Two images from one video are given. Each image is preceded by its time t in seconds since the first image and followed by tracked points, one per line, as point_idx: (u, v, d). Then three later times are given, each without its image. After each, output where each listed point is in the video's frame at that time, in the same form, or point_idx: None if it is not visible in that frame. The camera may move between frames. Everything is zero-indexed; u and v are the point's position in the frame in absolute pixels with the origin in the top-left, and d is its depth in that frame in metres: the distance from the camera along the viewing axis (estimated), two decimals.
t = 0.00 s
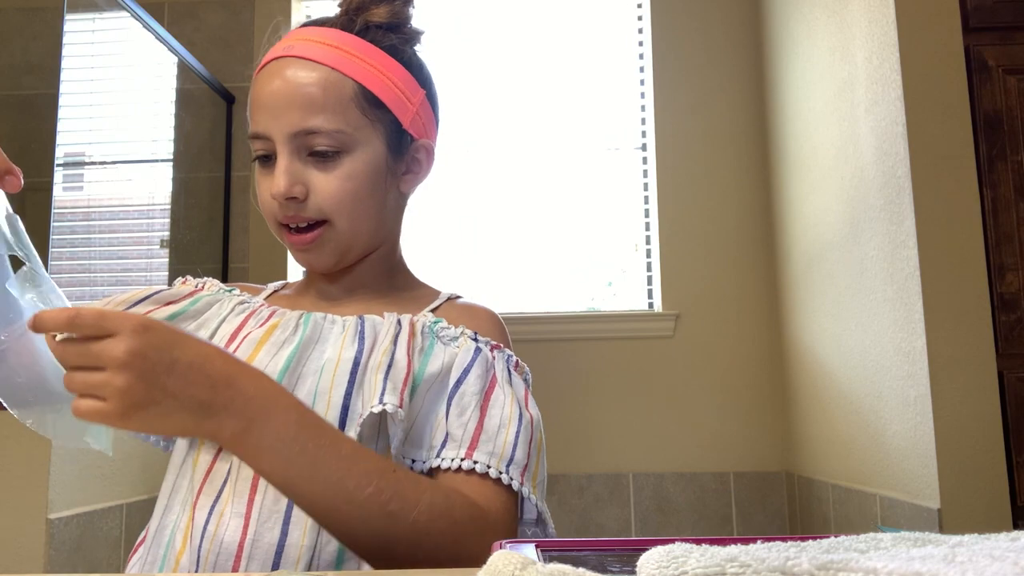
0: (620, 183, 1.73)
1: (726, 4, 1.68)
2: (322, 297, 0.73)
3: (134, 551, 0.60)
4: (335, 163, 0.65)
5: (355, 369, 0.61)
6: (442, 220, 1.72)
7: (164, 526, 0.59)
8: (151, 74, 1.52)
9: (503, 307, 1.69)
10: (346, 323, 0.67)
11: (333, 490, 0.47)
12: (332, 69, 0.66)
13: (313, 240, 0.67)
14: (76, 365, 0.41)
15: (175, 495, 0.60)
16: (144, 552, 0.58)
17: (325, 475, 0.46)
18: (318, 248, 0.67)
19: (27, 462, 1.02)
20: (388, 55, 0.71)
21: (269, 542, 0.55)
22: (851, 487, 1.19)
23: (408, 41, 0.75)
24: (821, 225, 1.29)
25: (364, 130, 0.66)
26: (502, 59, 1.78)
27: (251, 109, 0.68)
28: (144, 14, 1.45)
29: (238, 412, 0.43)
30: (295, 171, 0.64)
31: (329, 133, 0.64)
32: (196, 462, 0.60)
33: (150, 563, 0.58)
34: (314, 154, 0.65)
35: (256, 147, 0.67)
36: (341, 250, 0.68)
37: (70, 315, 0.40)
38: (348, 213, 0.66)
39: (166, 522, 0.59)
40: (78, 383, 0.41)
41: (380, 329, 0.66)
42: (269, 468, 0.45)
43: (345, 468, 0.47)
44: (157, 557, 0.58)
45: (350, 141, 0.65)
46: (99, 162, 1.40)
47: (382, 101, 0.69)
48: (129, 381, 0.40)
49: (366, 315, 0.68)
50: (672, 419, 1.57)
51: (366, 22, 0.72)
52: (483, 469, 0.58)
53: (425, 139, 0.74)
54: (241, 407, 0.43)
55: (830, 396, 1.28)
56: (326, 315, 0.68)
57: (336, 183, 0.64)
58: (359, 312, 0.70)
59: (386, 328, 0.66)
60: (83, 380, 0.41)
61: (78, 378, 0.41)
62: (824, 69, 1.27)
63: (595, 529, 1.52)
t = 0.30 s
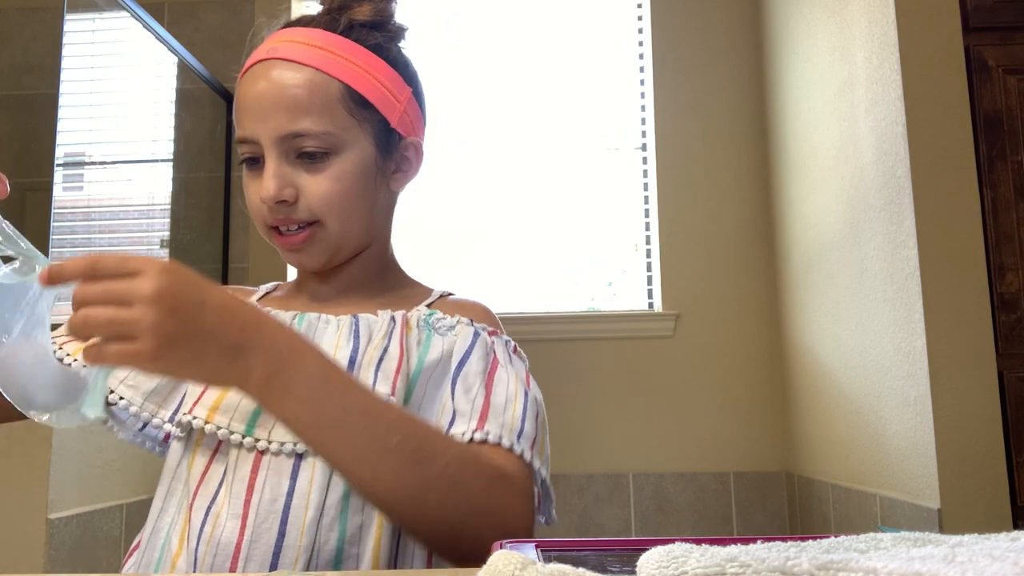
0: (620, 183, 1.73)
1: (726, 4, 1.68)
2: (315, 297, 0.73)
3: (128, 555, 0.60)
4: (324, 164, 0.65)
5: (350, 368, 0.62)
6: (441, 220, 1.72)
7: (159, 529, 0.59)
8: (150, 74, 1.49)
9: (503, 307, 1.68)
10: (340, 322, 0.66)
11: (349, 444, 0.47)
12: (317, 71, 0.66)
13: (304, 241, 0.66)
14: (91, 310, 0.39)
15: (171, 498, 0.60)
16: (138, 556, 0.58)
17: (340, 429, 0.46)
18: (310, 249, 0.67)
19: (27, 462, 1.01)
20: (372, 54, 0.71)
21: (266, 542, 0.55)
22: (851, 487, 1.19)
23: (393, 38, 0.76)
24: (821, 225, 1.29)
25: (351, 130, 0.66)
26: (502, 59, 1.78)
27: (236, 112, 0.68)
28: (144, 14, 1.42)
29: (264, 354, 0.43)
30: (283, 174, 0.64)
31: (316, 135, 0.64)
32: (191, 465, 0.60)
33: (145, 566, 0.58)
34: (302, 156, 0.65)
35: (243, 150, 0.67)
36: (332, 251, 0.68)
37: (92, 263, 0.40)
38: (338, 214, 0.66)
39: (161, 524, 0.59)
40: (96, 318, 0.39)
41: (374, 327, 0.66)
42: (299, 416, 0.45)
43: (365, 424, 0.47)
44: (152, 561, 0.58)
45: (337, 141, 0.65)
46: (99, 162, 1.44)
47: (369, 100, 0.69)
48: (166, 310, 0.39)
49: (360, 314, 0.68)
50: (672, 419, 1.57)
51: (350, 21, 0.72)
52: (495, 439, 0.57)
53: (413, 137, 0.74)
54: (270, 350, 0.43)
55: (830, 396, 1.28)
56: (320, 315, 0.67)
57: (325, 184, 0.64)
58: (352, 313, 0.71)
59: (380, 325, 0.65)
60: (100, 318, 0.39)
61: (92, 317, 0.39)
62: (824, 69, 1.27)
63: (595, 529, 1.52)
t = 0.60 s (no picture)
0: (620, 183, 1.73)
1: (726, 4, 1.68)
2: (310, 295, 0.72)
3: (123, 559, 0.60)
4: (326, 158, 0.65)
5: (350, 361, 0.62)
6: (442, 220, 1.72)
7: (155, 531, 0.59)
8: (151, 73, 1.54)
9: (504, 307, 1.68)
10: (336, 319, 0.67)
11: (404, 326, 0.47)
12: (320, 67, 0.66)
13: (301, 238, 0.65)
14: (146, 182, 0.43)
15: (165, 500, 0.60)
16: (134, 559, 0.59)
17: (392, 307, 0.47)
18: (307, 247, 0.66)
19: (26, 462, 1.01)
20: (371, 55, 0.71)
21: (268, 541, 0.55)
22: (850, 487, 1.19)
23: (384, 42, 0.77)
24: (821, 225, 1.29)
25: (353, 127, 0.67)
26: (503, 58, 1.78)
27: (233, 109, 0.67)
28: (144, 14, 1.47)
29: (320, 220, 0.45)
30: (285, 168, 0.63)
31: (320, 129, 0.64)
32: (185, 469, 0.59)
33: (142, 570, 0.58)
34: (305, 149, 0.64)
35: (238, 146, 0.66)
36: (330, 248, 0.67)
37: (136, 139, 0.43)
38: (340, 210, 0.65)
39: (157, 527, 0.59)
40: (147, 187, 0.42)
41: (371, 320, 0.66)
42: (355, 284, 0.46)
43: (429, 311, 0.48)
44: (149, 565, 0.58)
45: (340, 137, 0.65)
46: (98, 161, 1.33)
47: (370, 98, 0.69)
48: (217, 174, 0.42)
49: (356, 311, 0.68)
50: (672, 418, 1.57)
51: (346, 23, 0.73)
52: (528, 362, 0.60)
53: (405, 137, 0.76)
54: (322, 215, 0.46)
55: (830, 396, 1.28)
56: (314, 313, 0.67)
57: (327, 179, 0.64)
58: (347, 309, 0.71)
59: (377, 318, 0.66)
60: (155, 187, 0.42)
61: (144, 188, 0.43)
62: (824, 69, 1.27)
63: (595, 529, 1.52)
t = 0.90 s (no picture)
0: (620, 183, 1.73)
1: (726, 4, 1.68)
2: (304, 291, 0.71)
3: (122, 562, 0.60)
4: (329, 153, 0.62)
5: (358, 357, 0.62)
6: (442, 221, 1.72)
7: (157, 537, 0.59)
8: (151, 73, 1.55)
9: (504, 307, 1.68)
10: (337, 316, 0.67)
11: (452, 212, 0.53)
12: (324, 62, 0.66)
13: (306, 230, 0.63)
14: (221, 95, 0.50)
15: (168, 502, 0.59)
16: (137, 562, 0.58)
17: (439, 197, 0.53)
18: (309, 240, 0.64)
19: (26, 462, 1.01)
20: (369, 54, 0.73)
21: (282, 539, 0.55)
22: (850, 487, 1.19)
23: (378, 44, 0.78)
24: (821, 225, 1.29)
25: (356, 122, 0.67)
26: (503, 57, 1.78)
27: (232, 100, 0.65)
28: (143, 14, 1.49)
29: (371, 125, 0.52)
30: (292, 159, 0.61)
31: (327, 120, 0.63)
32: (191, 469, 0.58)
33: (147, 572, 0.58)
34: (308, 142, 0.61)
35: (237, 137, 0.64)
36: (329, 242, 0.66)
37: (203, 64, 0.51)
38: (344, 203, 0.64)
39: (159, 531, 0.59)
40: (225, 99, 0.49)
41: (372, 317, 0.67)
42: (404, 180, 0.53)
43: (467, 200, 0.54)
44: (155, 566, 0.58)
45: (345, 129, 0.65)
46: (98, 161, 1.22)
47: (369, 96, 0.70)
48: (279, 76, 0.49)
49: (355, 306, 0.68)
50: (673, 418, 1.57)
51: (342, 23, 0.73)
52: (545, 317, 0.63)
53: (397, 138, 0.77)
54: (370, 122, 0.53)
55: (830, 396, 1.28)
56: (314, 310, 0.67)
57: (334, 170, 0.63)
58: (347, 305, 0.70)
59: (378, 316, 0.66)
60: (230, 96, 0.49)
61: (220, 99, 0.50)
62: (824, 69, 1.27)
63: (595, 529, 1.52)
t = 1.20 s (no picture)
0: (620, 183, 1.73)
1: (727, 4, 1.69)
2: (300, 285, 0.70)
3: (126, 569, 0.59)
4: (331, 140, 0.64)
5: (366, 356, 0.63)
6: (443, 220, 1.72)
7: (167, 540, 0.58)
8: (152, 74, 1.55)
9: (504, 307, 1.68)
10: (342, 314, 0.66)
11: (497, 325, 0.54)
12: (326, 53, 0.67)
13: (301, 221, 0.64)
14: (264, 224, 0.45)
15: (176, 508, 0.59)
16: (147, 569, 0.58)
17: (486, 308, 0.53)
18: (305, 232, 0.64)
19: (25, 462, 1.01)
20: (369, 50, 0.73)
21: (301, 539, 0.57)
22: (850, 487, 1.19)
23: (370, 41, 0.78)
24: (821, 224, 1.29)
25: (356, 114, 0.67)
26: (504, 56, 1.78)
27: (235, 91, 0.66)
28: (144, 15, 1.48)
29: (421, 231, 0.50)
30: (291, 150, 0.62)
31: (328, 111, 0.64)
32: (200, 475, 0.58)
33: None
34: (309, 131, 0.63)
35: (239, 128, 0.65)
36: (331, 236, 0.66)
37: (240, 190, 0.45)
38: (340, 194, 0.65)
39: (169, 535, 0.58)
40: (272, 234, 0.45)
41: (377, 316, 0.67)
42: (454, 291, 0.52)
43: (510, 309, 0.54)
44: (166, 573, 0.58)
45: (345, 121, 0.66)
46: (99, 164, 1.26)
47: (369, 89, 0.70)
48: (328, 207, 0.45)
49: (360, 304, 0.68)
50: (673, 418, 1.57)
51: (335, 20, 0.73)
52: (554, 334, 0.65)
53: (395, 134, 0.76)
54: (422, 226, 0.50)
55: (829, 396, 1.28)
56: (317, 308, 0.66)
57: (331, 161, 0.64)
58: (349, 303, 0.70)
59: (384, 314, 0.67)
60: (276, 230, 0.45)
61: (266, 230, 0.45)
62: (824, 69, 1.27)
63: (595, 528, 1.52)
